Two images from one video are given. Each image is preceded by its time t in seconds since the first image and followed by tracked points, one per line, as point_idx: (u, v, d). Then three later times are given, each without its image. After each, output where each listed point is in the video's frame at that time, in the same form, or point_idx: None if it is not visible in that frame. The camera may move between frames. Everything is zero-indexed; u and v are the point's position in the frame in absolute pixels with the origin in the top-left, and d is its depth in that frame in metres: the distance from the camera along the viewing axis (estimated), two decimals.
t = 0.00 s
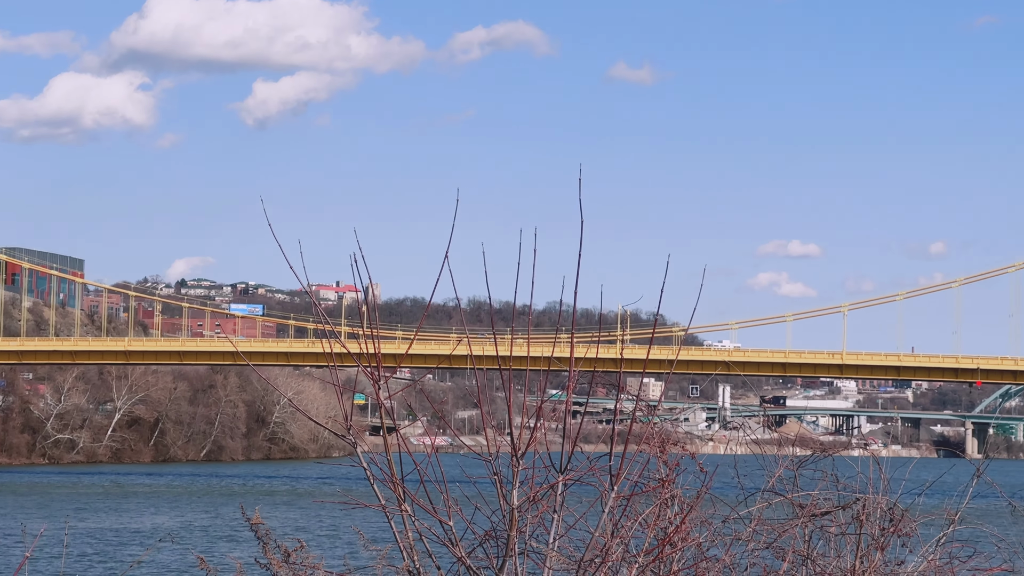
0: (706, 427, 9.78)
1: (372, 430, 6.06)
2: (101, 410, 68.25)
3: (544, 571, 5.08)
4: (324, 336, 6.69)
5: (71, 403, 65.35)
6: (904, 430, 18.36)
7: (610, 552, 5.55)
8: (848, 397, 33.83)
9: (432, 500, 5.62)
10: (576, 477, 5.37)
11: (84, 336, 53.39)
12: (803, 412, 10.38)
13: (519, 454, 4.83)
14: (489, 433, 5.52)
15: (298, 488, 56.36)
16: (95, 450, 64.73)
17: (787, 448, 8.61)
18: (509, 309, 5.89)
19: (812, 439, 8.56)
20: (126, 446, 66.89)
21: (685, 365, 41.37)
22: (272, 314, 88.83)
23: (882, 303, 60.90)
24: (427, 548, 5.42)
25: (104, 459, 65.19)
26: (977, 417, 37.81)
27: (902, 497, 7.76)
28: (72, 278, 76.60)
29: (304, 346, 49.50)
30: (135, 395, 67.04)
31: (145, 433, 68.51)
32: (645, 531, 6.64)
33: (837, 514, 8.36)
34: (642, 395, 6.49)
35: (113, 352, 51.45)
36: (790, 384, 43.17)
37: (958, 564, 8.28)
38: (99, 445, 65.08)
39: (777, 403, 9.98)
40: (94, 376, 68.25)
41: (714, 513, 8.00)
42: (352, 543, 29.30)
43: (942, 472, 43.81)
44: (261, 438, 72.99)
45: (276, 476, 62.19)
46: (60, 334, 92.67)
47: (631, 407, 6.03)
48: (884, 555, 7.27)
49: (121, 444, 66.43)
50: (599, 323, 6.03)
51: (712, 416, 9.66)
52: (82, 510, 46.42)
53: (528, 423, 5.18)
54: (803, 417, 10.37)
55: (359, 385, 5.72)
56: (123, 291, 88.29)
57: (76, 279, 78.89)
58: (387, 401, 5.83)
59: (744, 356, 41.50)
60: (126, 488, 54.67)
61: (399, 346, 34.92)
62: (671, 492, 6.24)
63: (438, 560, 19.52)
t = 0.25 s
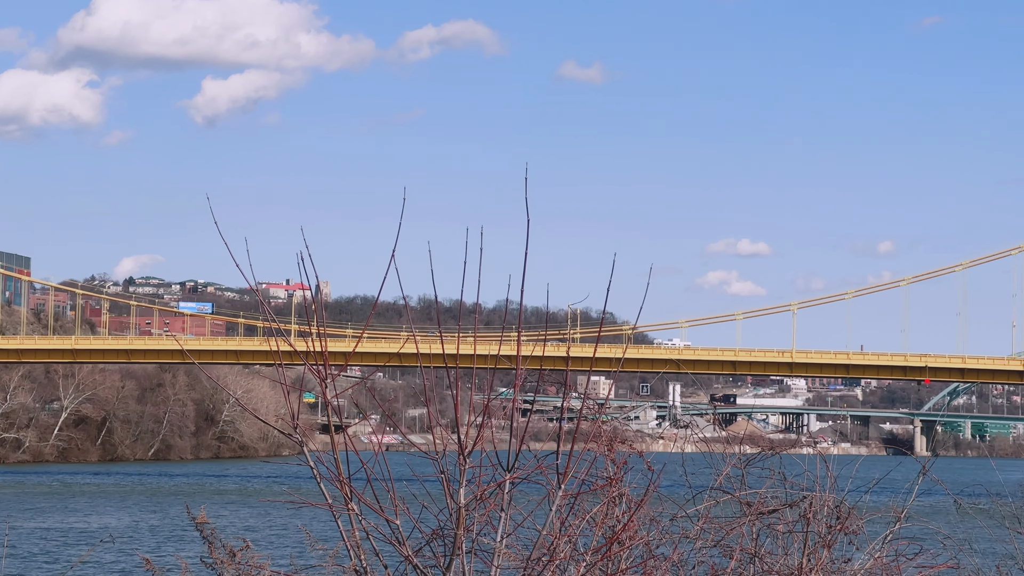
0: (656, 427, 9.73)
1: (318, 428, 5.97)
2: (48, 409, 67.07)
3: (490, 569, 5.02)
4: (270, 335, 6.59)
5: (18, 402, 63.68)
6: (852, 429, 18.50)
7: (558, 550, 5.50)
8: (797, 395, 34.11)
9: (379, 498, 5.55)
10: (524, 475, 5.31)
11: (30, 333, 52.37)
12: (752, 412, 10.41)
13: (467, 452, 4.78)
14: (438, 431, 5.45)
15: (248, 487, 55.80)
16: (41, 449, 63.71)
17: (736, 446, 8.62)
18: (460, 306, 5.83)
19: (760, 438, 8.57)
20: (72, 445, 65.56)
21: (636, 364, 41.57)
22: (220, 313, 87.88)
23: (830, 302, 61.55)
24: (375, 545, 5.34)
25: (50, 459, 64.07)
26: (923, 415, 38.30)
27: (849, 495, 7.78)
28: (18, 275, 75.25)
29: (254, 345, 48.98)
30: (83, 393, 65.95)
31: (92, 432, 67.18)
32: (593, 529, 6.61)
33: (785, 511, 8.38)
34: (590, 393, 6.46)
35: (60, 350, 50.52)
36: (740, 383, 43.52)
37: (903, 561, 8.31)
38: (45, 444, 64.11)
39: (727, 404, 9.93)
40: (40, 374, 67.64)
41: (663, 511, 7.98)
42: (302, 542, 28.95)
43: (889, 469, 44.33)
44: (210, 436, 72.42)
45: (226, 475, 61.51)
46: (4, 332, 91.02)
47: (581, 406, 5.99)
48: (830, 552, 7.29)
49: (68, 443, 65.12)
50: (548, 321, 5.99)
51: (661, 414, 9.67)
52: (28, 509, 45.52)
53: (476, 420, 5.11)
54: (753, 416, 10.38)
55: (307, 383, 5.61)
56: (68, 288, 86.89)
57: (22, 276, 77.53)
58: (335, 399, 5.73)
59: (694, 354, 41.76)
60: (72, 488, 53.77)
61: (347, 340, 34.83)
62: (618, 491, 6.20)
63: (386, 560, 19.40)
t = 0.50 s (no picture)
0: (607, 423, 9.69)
1: (266, 426, 5.86)
2: None
3: (438, 569, 4.96)
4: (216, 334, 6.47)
5: None
6: (801, 425, 18.62)
7: (506, 548, 5.46)
8: (747, 393, 34.34)
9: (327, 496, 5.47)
10: (471, 473, 5.27)
11: None
12: (702, 409, 10.43)
13: (414, 450, 4.72)
14: (384, 430, 5.39)
15: (197, 486, 55.19)
16: None
17: (685, 444, 8.61)
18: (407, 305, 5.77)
19: (709, 435, 8.59)
20: (20, 444, 64.14)
21: (586, 362, 41.68)
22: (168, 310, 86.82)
23: (780, 299, 62.11)
24: (321, 545, 5.26)
25: None
26: (871, 413, 38.72)
27: (796, 493, 7.81)
28: None
29: (201, 343, 48.52)
30: (30, 392, 64.22)
31: (39, 432, 65.89)
32: (540, 527, 6.55)
33: (734, 509, 8.39)
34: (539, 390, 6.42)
35: (5, 348, 49.65)
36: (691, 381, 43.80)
37: (850, 558, 8.35)
38: None
39: (679, 403, 9.89)
40: None
41: (612, 510, 7.97)
42: (250, 540, 28.64)
43: (836, 466, 44.85)
44: (159, 435, 71.47)
45: (175, 474, 60.76)
46: None
47: (529, 403, 5.95)
48: (777, 549, 7.32)
49: (16, 442, 63.69)
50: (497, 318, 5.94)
51: (612, 411, 9.66)
52: None
53: (424, 418, 5.05)
54: (703, 413, 10.40)
55: (255, 380, 5.50)
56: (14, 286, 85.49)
57: None
58: (281, 396, 5.62)
59: (644, 353, 41.94)
60: (17, 487, 52.85)
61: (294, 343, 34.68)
62: (567, 489, 6.16)
63: (335, 557, 19.27)
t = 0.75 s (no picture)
0: (557, 421, 9.67)
1: (213, 424, 5.77)
2: None
3: (387, 567, 4.90)
4: (161, 332, 6.37)
5: None
6: (750, 421, 18.77)
7: (454, 546, 5.43)
8: (698, 390, 34.55)
9: (274, 494, 5.39)
10: (418, 471, 5.22)
11: None
12: (651, 407, 10.44)
13: (361, 448, 4.67)
14: (332, 426, 5.33)
15: (146, 485, 54.51)
16: None
17: (634, 442, 8.62)
18: (355, 304, 5.71)
19: (657, 433, 8.60)
20: None
21: (537, 360, 41.71)
22: (116, 308, 85.71)
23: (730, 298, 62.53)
24: (269, 543, 5.18)
25: None
26: (820, 410, 39.15)
27: (743, 490, 7.87)
28: None
29: (148, 342, 47.96)
30: None
31: None
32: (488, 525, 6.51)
33: (682, 507, 8.43)
34: (487, 389, 6.40)
35: None
36: (642, 379, 43.99)
37: (798, 555, 8.44)
38: None
39: (629, 401, 9.88)
40: None
41: (560, 507, 7.98)
42: (199, 539, 28.30)
43: (784, 463, 45.31)
44: (108, 433, 70.35)
45: (123, 473, 59.96)
46: None
47: (479, 401, 5.93)
48: (725, 546, 7.36)
49: None
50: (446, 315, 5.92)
51: (561, 409, 9.67)
52: None
53: (371, 416, 4.99)
54: (652, 411, 10.40)
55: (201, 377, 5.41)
56: None
57: None
58: (228, 394, 5.52)
59: (595, 351, 42.05)
60: None
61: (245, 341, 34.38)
62: (514, 487, 6.16)
63: (284, 556, 19.11)
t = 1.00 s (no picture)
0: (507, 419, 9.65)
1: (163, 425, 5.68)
2: None
3: (334, 566, 4.87)
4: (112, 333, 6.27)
5: None
6: (701, 418, 18.88)
7: (402, 543, 5.40)
8: (648, 389, 34.72)
9: (222, 492, 5.32)
10: (367, 469, 5.19)
11: None
12: (601, 405, 10.47)
13: (309, 446, 4.62)
14: (281, 426, 5.28)
15: (93, 484, 53.81)
16: None
17: (584, 440, 8.62)
18: (306, 303, 5.67)
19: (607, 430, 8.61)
20: None
21: (487, 358, 41.71)
22: (63, 305, 84.51)
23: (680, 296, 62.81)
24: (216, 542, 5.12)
25: None
26: (769, 408, 39.47)
27: (692, 488, 7.91)
28: None
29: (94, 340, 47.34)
30: None
31: None
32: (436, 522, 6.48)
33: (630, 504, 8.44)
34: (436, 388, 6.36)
35: None
36: (592, 377, 44.14)
37: (745, 551, 8.50)
38: None
39: (580, 398, 9.90)
40: None
41: (509, 505, 7.96)
42: (147, 537, 28.00)
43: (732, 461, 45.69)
44: (55, 433, 69.80)
45: (69, 471, 59.15)
46: None
47: (428, 399, 5.90)
48: (673, 544, 7.41)
49: None
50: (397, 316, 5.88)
51: (510, 408, 9.66)
52: None
53: (320, 414, 4.95)
54: (602, 409, 10.42)
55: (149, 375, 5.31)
56: None
57: None
58: (176, 392, 5.44)
59: (545, 349, 42.15)
60: None
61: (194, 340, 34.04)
62: (462, 484, 6.14)
63: (236, 553, 18.95)
